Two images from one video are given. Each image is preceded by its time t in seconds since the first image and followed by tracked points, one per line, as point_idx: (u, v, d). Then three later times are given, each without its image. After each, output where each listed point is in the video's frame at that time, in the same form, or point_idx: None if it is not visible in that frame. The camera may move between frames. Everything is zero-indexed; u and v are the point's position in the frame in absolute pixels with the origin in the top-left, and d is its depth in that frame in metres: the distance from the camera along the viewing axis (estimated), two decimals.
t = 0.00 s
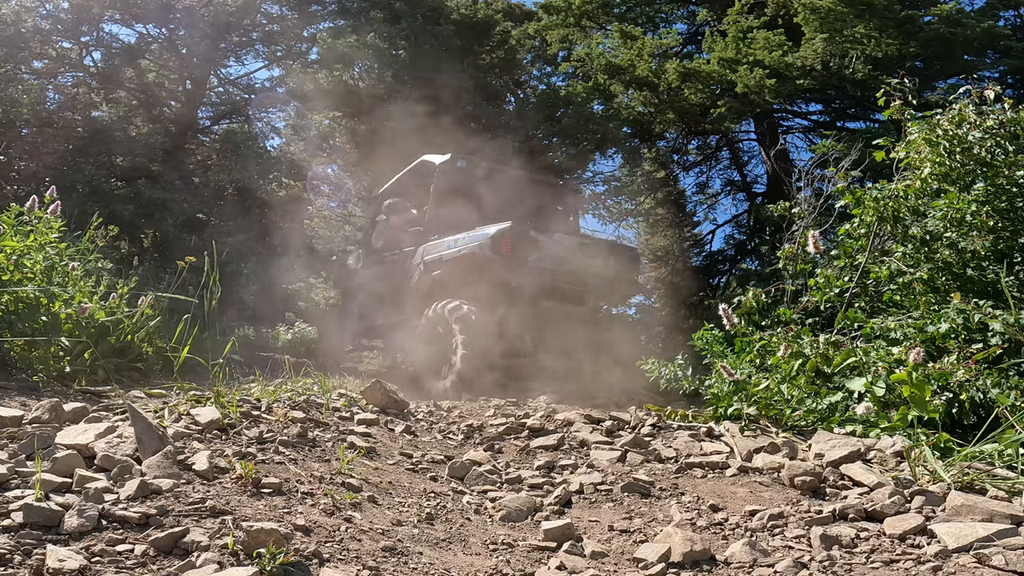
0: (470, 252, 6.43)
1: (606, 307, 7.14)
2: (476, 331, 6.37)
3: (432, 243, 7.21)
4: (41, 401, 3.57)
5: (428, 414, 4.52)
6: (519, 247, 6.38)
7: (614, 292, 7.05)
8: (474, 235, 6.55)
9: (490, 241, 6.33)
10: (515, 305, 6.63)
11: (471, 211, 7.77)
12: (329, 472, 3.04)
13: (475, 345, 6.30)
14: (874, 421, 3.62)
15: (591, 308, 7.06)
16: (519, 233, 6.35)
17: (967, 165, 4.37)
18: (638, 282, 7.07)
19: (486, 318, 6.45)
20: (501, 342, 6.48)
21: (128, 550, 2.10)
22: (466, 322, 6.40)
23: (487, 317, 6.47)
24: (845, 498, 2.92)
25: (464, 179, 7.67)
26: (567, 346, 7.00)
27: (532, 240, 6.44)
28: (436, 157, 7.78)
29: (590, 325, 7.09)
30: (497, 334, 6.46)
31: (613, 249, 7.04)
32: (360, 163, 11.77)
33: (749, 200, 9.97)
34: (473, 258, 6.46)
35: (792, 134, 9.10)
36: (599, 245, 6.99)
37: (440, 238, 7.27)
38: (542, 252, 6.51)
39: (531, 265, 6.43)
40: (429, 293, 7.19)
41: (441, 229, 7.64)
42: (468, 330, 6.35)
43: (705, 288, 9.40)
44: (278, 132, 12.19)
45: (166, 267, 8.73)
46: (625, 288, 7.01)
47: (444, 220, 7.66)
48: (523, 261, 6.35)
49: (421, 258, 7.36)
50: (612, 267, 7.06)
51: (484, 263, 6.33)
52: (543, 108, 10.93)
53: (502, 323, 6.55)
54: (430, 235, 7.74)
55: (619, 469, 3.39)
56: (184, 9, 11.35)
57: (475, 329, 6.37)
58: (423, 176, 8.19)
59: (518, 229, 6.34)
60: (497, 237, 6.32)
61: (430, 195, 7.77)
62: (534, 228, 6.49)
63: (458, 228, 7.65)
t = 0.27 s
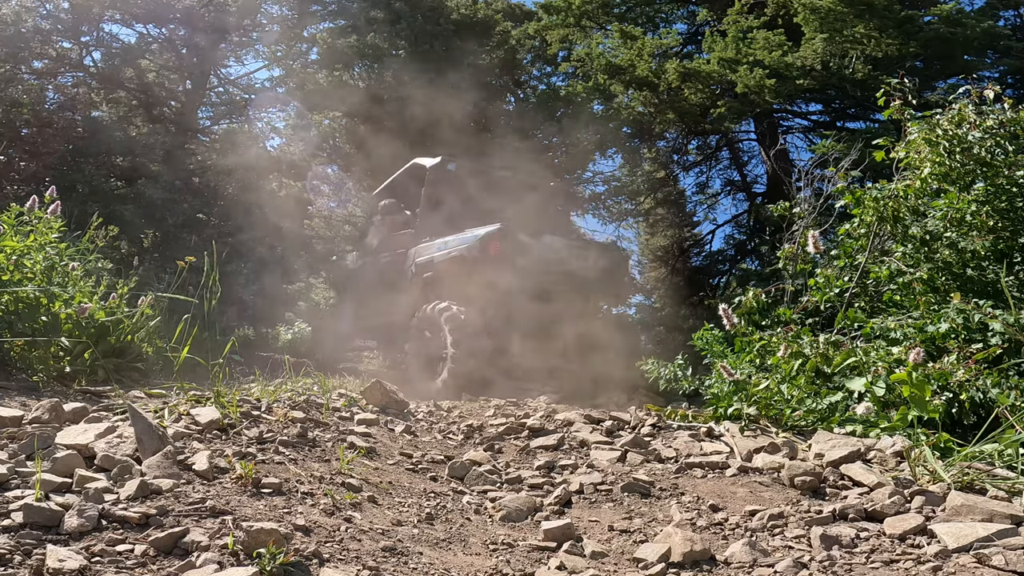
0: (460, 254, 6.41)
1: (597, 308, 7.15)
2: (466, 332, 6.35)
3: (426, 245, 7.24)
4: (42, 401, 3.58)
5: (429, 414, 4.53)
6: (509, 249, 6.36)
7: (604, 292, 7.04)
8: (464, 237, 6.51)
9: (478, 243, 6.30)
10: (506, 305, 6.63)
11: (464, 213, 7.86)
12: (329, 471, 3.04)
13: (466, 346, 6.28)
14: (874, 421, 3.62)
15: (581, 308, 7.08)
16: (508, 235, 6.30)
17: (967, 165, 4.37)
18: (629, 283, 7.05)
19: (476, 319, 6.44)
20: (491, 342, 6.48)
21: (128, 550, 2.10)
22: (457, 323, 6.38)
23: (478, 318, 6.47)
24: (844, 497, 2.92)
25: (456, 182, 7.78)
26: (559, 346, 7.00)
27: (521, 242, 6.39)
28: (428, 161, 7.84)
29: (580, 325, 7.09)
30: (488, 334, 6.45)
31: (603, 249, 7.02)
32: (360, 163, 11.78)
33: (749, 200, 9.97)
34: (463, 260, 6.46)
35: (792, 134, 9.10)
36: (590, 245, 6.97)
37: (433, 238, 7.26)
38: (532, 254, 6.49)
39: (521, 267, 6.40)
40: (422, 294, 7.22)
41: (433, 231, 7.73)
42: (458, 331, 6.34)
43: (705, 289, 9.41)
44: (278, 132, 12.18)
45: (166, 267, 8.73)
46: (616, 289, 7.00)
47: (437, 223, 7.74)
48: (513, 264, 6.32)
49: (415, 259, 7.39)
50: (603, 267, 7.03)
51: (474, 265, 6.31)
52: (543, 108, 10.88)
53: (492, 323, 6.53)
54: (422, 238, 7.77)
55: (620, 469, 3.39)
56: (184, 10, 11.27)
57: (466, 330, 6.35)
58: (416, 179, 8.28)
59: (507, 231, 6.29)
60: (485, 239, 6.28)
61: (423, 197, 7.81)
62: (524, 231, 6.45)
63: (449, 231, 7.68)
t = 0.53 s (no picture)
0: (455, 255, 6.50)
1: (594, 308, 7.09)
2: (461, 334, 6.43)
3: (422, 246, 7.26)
4: (42, 401, 3.58)
5: (429, 414, 4.54)
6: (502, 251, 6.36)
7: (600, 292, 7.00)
8: (460, 238, 6.61)
9: (474, 243, 6.40)
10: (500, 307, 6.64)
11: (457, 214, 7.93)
12: (329, 471, 3.04)
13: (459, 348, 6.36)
14: (874, 421, 3.62)
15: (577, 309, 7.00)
16: (503, 236, 6.39)
17: (967, 165, 4.37)
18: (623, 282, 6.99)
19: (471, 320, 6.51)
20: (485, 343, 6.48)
21: (128, 550, 2.10)
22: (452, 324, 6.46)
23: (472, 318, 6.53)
24: (844, 498, 2.92)
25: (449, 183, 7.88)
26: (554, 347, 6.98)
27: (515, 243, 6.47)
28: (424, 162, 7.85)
29: (575, 325, 7.06)
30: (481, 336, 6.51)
31: (597, 249, 6.98)
32: (361, 163, 11.79)
33: (749, 200, 9.97)
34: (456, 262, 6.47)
35: (792, 134, 9.10)
36: (582, 245, 6.90)
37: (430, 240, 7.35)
38: (525, 256, 6.50)
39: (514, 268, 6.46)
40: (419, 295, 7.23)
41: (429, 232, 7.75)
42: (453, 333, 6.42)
43: (705, 289, 9.41)
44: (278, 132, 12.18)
45: (166, 267, 8.73)
46: (611, 289, 6.94)
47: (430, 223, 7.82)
48: (507, 264, 6.39)
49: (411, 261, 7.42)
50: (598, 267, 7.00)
51: (469, 265, 6.40)
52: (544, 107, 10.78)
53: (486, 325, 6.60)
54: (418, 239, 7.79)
55: (619, 469, 3.39)
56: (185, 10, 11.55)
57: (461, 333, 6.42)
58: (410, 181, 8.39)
59: (502, 232, 6.38)
60: (482, 240, 6.38)
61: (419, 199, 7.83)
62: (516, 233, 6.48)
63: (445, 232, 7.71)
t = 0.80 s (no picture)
0: (446, 255, 6.44)
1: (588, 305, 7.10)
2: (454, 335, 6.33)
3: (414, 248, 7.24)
4: (42, 401, 3.58)
5: (428, 414, 4.54)
6: (492, 251, 6.34)
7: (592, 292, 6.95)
8: (451, 240, 6.57)
9: (464, 244, 6.35)
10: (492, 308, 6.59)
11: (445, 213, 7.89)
12: (329, 471, 3.04)
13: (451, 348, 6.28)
14: (874, 421, 3.62)
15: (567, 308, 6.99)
16: (493, 236, 6.35)
17: (967, 165, 4.36)
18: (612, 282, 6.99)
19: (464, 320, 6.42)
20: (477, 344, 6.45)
21: (128, 550, 2.10)
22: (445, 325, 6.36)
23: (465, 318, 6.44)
24: (844, 498, 2.92)
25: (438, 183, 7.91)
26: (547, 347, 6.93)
27: (506, 243, 6.43)
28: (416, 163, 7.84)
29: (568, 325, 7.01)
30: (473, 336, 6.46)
31: (587, 248, 6.94)
32: (361, 163, 11.79)
33: (749, 200, 9.96)
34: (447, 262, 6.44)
35: (792, 134, 9.09)
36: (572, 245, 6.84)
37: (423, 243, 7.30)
38: (515, 256, 6.46)
39: (504, 268, 6.41)
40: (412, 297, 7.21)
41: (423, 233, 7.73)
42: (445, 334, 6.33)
43: (705, 289, 9.43)
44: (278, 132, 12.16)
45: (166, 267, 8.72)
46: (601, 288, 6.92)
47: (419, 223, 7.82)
48: (497, 265, 6.35)
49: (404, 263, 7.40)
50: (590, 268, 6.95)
51: (460, 266, 6.35)
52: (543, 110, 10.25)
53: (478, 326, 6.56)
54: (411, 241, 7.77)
55: (620, 469, 3.39)
56: (184, 10, 11.51)
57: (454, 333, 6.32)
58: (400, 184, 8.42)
59: (492, 233, 6.35)
60: (472, 240, 6.34)
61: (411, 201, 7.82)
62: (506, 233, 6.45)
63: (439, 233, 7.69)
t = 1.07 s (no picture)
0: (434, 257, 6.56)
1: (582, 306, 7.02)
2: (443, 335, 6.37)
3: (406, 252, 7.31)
4: (42, 401, 3.58)
5: (428, 414, 4.55)
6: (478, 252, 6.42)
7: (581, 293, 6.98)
8: (440, 242, 6.71)
9: (451, 246, 6.48)
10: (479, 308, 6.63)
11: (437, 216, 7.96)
12: (329, 472, 3.04)
13: (440, 348, 6.30)
14: (874, 421, 3.62)
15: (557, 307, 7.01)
16: (478, 237, 6.47)
17: (966, 165, 4.36)
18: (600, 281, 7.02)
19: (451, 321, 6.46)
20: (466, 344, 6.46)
21: (128, 550, 2.10)
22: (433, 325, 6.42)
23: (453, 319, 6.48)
24: (844, 498, 2.92)
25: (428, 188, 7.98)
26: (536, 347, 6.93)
27: (491, 244, 6.54)
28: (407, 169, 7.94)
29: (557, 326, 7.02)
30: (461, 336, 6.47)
31: (573, 248, 7.01)
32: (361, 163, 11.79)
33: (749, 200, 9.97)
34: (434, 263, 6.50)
35: (792, 134, 9.09)
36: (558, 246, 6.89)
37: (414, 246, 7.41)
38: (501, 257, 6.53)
39: (490, 269, 6.52)
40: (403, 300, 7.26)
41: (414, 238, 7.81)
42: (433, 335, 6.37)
43: (705, 288, 9.47)
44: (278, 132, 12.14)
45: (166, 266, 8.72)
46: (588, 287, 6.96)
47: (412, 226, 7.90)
48: (482, 265, 6.46)
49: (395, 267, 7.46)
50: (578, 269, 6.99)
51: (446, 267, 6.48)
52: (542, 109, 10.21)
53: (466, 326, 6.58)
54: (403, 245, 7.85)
55: (620, 469, 3.39)
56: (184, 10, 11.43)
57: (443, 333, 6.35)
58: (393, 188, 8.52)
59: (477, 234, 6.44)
60: (458, 242, 6.46)
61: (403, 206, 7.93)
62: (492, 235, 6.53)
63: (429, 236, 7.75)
